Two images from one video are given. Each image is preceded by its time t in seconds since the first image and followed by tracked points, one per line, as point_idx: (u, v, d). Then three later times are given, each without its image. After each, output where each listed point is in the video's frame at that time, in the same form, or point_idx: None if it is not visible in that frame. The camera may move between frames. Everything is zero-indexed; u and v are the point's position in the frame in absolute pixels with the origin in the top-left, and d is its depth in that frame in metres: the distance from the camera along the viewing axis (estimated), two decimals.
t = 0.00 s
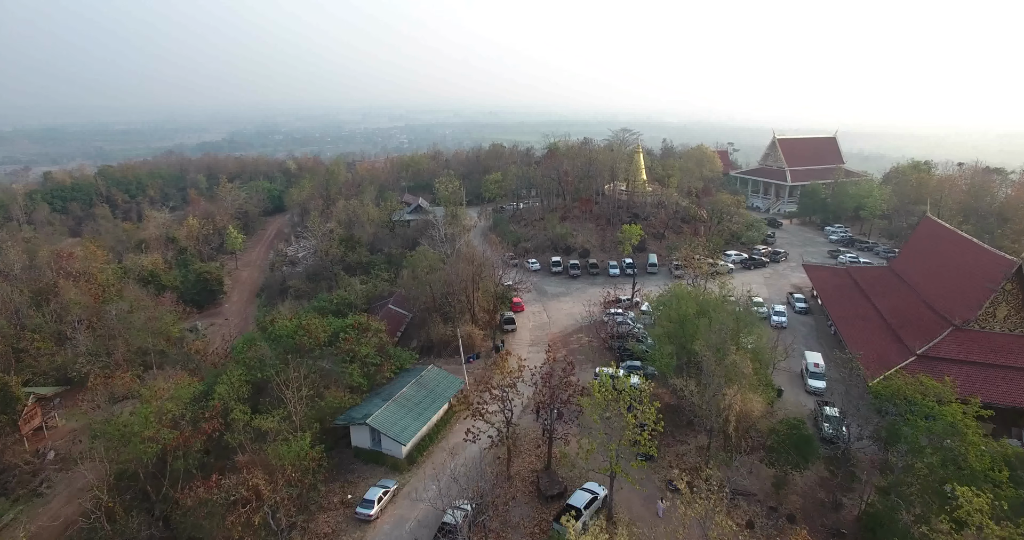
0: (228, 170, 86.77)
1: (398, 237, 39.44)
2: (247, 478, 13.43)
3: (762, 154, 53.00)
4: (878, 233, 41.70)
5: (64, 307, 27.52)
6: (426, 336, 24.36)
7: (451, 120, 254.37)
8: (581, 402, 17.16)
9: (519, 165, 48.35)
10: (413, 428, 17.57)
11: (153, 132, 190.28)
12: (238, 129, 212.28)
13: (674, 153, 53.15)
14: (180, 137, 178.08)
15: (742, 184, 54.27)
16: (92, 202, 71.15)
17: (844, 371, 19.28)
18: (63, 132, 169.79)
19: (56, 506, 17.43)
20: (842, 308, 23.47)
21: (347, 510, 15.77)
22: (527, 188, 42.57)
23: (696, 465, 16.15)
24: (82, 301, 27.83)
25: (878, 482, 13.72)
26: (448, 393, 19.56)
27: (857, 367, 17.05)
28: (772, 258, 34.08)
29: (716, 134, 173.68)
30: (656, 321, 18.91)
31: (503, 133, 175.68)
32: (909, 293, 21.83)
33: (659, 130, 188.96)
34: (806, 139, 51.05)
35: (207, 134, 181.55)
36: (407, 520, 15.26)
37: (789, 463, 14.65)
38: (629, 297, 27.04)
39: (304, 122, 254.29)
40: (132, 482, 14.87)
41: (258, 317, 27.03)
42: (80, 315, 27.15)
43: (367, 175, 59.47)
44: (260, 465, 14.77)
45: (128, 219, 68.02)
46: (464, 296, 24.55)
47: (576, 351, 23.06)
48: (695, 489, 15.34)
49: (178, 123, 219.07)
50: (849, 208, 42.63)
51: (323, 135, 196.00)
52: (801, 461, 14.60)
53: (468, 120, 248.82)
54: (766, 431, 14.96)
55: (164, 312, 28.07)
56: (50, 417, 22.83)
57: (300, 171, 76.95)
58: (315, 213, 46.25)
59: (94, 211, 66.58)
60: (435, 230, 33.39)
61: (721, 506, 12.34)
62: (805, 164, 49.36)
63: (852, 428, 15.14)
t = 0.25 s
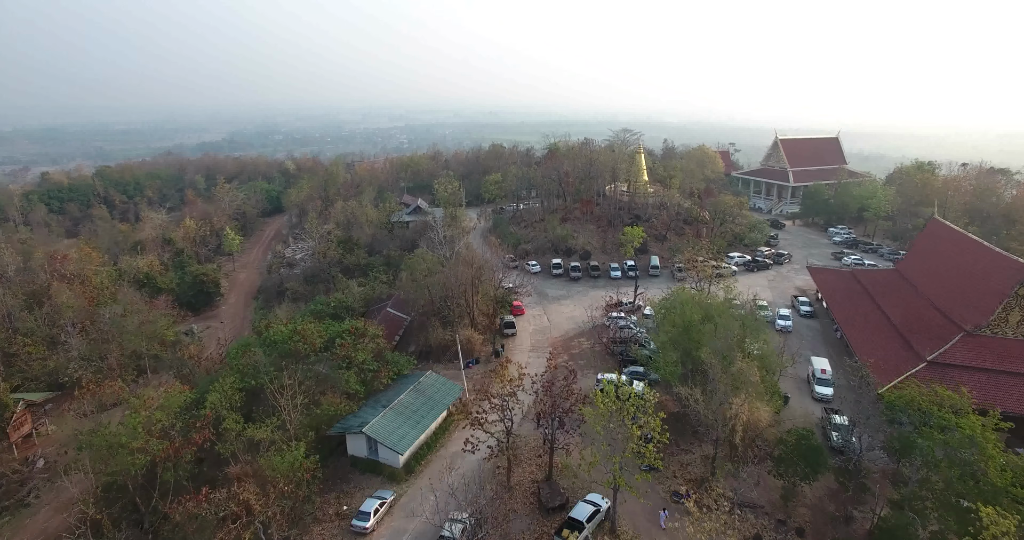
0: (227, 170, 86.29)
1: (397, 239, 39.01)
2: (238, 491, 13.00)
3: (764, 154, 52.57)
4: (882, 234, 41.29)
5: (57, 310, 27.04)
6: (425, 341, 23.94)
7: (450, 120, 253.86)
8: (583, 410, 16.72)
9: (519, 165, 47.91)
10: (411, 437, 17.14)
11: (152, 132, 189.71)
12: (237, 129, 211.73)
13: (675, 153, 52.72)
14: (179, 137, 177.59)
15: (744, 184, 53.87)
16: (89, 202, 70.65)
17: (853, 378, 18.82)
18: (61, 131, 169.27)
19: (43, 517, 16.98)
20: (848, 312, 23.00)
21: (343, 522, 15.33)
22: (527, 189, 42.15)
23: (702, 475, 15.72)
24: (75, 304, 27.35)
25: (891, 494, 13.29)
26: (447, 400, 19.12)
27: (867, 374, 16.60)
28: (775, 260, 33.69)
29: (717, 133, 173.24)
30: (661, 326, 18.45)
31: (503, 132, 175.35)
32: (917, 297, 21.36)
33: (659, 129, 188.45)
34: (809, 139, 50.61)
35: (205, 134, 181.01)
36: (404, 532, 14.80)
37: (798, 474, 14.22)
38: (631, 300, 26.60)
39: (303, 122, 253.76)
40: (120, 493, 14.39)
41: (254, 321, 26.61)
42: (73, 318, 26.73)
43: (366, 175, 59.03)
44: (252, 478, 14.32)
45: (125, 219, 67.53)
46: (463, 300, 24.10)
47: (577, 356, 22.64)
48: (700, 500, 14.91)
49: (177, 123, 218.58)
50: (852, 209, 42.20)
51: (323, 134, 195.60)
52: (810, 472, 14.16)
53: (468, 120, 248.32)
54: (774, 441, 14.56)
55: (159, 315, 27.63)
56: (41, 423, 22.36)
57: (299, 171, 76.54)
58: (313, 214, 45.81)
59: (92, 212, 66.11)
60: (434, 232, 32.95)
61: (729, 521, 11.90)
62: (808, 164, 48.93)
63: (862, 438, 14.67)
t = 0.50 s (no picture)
0: (225, 170, 85.74)
1: (395, 240, 38.52)
2: (228, 508, 12.50)
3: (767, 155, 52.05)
4: (887, 236, 40.79)
5: (48, 315, 26.51)
6: (423, 346, 23.42)
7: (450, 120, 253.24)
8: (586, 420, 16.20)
9: (519, 166, 47.41)
10: (408, 447, 16.65)
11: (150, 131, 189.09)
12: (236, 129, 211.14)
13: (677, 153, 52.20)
14: (177, 137, 177.07)
15: (746, 185, 53.40)
16: (86, 203, 70.11)
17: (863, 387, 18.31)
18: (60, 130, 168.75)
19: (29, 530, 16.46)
20: (856, 318, 22.46)
21: (337, 536, 14.83)
22: (527, 190, 41.65)
23: (708, 488, 15.20)
24: (67, 308, 26.81)
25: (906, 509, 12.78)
26: (445, 408, 18.63)
27: (879, 382, 16.08)
28: (779, 262, 33.20)
29: (717, 133, 172.28)
30: (665, 333, 17.94)
31: (502, 131, 175.12)
32: (928, 303, 20.81)
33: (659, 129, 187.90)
34: (812, 140, 50.09)
35: (205, 133, 180.49)
36: None
37: (809, 488, 13.72)
38: (633, 304, 26.08)
39: (303, 122, 253.22)
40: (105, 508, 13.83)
41: (249, 324, 26.12)
42: (64, 321, 26.23)
43: (365, 175, 58.51)
44: (245, 493, 13.88)
45: (122, 220, 66.99)
46: (462, 305, 23.58)
47: (579, 362, 22.15)
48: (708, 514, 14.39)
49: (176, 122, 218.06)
50: (857, 210, 41.66)
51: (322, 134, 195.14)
52: (821, 486, 13.67)
53: (468, 120, 247.71)
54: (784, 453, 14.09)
55: (152, 318, 27.13)
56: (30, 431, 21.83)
57: (298, 172, 76.04)
58: (311, 214, 45.30)
59: (89, 212, 65.60)
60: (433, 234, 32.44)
61: None
62: (811, 165, 48.42)
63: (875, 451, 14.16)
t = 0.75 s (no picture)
0: (224, 171, 85.18)
1: (394, 242, 37.98)
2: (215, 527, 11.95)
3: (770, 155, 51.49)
4: (892, 238, 40.23)
5: (38, 320, 25.99)
6: (421, 352, 22.88)
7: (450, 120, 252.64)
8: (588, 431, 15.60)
9: (519, 167, 46.86)
10: (404, 459, 16.10)
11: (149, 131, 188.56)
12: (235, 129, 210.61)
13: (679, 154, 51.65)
14: (176, 137, 176.54)
15: (749, 186, 52.84)
16: (84, 204, 69.58)
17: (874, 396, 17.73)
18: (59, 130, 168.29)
19: None
20: (865, 323, 21.84)
21: None
22: (527, 191, 41.11)
23: (715, 502, 14.61)
24: (58, 312, 26.30)
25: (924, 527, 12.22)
26: (443, 418, 18.06)
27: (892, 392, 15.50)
28: (784, 265, 32.65)
29: (717, 133, 171.77)
30: (670, 340, 17.37)
31: (502, 131, 174.60)
32: (940, 307, 20.18)
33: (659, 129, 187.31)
34: (815, 140, 49.52)
35: (204, 133, 179.88)
36: None
37: (822, 504, 13.14)
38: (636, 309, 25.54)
39: (303, 122, 252.72)
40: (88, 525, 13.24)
41: (244, 329, 25.58)
42: (56, 326, 25.70)
43: (364, 176, 57.98)
44: (235, 512, 13.34)
45: (120, 221, 66.44)
46: (461, 310, 23.03)
47: (580, 368, 21.60)
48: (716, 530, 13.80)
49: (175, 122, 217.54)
50: (861, 212, 41.09)
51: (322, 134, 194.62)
52: (833, 503, 13.13)
53: (468, 120, 247.14)
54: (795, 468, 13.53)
55: (145, 322, 26.61)
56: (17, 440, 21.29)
57: (296, 172, 75.50)
58: (309, 216, 44.75)
59: (86, 213, 65.09)
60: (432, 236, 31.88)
61: None
62: (815, 166, 47.85)
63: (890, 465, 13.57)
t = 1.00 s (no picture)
0: (222, 171, 84.48)
1: (392, 244, 37.40)
2: None
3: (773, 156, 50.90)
4: (898, 240, 39.65)
5: (28, 325, 25.29)
6: (419, 359, 22.30)
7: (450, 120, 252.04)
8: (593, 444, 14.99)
9: (519, 167, 46.27)
10: (401, 473, 15.52)
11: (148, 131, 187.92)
12: (235, 129, 209.93)
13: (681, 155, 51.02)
14: (175, 137, 175.88)
15: (752, 187, 52.24)
16: (80, 204, 68.91)
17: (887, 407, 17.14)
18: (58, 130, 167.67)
19: None
20: (876, 330, 21.24)
21: None
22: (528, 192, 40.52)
23: (725, 519, 14.05)
24: (49, 317, 25.73)
25: None
26: (441, 429, 17.46)
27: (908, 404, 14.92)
28: (789, 268, 32.08)
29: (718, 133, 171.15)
30: (677, 348, 16.77)
31: (501, 131, 174.06)
32: (953, 314, 19.56)
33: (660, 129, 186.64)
34: (819, 141, 48.93)
35: (203, 133, 179.16)
36: None
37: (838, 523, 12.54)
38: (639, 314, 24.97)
39: (302, 121, 252.06)
40: None
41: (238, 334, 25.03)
42: (45, 331, 25.11)
43: (362, 177, 57.37)
44: (224, 529, 12.71)
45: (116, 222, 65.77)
46: (460, 315, 22.45)
47: (583, 376, 21.02)
48: None
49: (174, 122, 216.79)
50: (867, 214, 40.49)
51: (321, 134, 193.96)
52: (849, 522, 12.65)
53: (468, 120, 246.55)
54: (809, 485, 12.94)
55: (138, 326, 26.03)
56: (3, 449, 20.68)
57: (295, 173, 74.87)
58: (307, 217, 44.15)
59: (82, 214, 64.42)
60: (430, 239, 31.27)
61: None
62: (819, 167, 47.25)
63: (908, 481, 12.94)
